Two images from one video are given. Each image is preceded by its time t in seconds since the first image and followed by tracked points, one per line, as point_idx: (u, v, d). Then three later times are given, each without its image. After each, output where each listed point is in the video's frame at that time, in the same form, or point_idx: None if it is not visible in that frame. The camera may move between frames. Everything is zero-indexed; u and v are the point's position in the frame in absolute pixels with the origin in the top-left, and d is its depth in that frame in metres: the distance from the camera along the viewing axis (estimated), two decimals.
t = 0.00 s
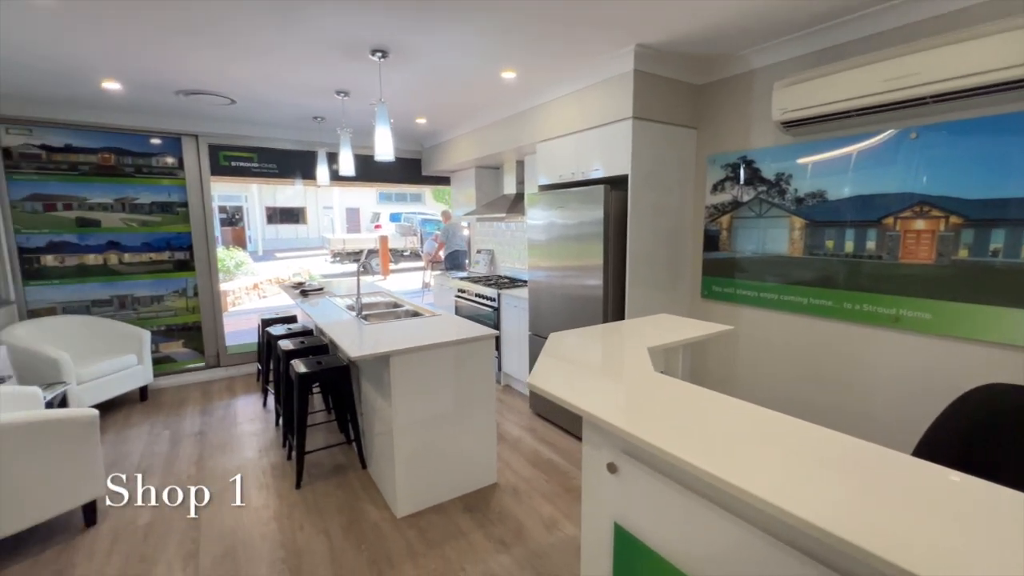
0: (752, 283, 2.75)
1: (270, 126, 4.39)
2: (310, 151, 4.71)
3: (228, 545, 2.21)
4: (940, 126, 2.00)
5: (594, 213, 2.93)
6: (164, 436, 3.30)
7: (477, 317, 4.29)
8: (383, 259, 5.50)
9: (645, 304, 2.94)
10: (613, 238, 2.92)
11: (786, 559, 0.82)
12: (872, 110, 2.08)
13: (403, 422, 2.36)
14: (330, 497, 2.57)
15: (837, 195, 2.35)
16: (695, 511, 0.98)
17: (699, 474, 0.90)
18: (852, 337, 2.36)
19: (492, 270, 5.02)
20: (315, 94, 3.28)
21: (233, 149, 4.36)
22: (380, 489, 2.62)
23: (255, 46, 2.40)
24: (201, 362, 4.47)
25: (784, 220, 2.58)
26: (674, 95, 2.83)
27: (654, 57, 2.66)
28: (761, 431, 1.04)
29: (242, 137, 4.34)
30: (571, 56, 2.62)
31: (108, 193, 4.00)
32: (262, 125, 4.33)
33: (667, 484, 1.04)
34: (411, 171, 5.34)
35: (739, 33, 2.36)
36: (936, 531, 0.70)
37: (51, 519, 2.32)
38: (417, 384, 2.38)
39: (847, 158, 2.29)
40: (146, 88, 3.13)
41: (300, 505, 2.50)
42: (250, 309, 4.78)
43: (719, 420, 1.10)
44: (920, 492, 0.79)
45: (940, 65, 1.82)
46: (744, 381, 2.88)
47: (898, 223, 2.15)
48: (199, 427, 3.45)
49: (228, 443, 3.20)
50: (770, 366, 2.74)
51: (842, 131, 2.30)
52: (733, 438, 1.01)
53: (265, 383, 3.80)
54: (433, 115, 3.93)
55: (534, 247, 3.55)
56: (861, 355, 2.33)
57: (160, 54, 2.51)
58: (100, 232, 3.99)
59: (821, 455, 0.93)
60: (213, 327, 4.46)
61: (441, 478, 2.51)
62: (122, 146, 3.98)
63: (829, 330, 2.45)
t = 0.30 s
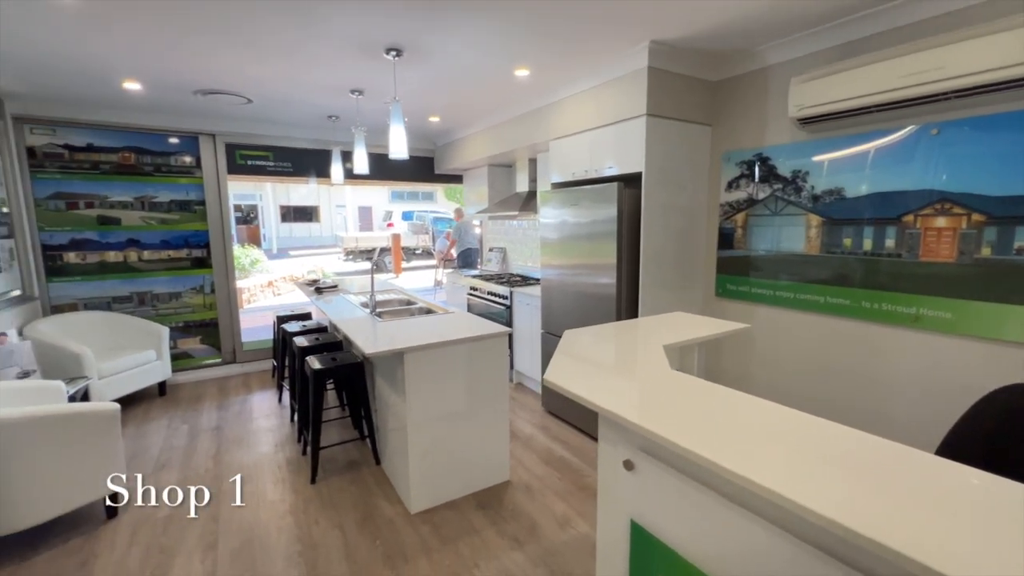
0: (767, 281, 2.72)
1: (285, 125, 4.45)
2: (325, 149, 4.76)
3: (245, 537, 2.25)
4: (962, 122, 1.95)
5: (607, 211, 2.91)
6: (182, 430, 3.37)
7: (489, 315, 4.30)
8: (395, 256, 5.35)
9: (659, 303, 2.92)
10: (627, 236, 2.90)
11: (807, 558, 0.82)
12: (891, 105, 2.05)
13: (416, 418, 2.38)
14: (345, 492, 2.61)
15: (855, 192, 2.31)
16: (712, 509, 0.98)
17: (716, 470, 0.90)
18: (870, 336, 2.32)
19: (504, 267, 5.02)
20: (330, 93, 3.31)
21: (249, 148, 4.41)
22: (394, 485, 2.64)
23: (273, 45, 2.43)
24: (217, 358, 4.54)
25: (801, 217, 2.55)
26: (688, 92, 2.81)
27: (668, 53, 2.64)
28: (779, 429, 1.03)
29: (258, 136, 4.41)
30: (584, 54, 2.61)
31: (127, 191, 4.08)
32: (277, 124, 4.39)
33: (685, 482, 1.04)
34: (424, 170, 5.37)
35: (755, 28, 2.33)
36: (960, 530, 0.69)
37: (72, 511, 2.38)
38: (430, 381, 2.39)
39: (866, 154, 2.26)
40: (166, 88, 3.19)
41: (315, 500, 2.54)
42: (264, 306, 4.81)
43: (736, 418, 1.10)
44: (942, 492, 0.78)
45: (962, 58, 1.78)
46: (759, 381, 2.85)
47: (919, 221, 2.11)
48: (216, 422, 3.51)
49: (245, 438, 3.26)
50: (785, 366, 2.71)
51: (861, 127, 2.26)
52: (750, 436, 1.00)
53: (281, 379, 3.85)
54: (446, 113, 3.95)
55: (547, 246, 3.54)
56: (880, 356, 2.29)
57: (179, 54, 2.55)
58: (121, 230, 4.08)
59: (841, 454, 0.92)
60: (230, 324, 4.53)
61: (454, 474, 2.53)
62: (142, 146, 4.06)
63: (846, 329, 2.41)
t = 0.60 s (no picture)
0: (783, 280, 2.69)
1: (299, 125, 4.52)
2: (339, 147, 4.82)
3: (262, 530, 2.29)
4: (988, 118, 1.90)
5: (619, 209, 2.90)
6: (200, 424, 3.44)
7: (501, 312, 4.31)
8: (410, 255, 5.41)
9: (672, 302, 2.91)
10: (640, 234, 2.89)
11: (830, 560, 0.81)
12: (913, 101, 2.01)
13: (430, 415, 2.40)
14: (359, 487, 2.64)
15: (875, 189, 2.27)
16: (732, 508, 0.98)
17: (736, 468, 0.91)
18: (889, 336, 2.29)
19: (515, 266, 5.03)
20: (344, 92, 3.34)
21: (265, 147, 4.48)
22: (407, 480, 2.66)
23: (289, 45, 2.45)
24: (234, 354, 4.62)
25: (818, 215, 2.51)
26: (703, 88, 2.78)
27: (683, 50, 2.62)
28: (798, 430, 1.02)
29: (274, 135, 4.47)
30: (599, 51, 2.60)
31: (148, 190, 4.16)
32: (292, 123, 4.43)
33: (703, 481, 1.05)
34: (436, 168, 5.39)
35: (773, 24, 2.30)
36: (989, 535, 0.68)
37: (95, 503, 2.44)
38: (443, 378, 2.41)
39: (886, 151, 2.21)
40: (185, 88, 3.25)
41: (330, 494, 2.58)
42: (280, 302, 4.95)
43: (754, 418, 1.09)
44: (969, 497, 0.77)
45: (989, 52, 1.73)
46: (774, 381, 2.83)
47: (942, 219, 2.06)
48: (233, 417, 3.57)
49: (261, 433, 3.31)
50: (801, 366, 2.68)
51: (881, 123, 2.22)
52: (769, 435, 1.00)
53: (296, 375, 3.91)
54: (458, 111, 3.96)
55: (558, 244, 3.54)
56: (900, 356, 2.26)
57: (199, 54, 2.60)
58: (141, 228, 4.17)
59: (863, 455, 0.91)
60: (246, 320, 4.61)
61: (468, 471, 2.55)
62: (161, 145, 4.14)
63: (864, 329, 2.37)
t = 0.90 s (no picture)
0: (801, 279, 2.64)
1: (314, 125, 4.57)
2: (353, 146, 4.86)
3: (278, 523, 2.32)
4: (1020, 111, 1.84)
5: (634, 207, 2.87)
6: (218, 418, 3.50)
7: (513, 310, 4.30)
8: (422, 253, 5.64)
9: (687, 300, 2.88)
10: (654, 231, 2.86)
11: (857, 562, 0.80)
12: (939, 95, 1.95)
13: (443, 411, 2.41)
14: (373, 482, 2.67)
15: (899, 186, 2.21)
16: (754, 508, 0.97)
17: (755, 465, 0.90)
18: (912, 336, 2.23)
19: (527, 263, 5.02)
20: (359, 91, 3.36)
21: (280, 146, 4.53)
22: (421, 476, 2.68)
23: (304, 42, 2.46)
24: (250, 350, 4.69)
25: (839, 212, 2.46)
26: (720, 84, 2.74)
27: (700, 45, 2.58)
28: (823, 429, 1.00)
29: (290, 134, 4.52)
30: (614, 47, 2.58)
31: (167, 189, 4.23)
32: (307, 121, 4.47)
33: (722, 479, 1.04)
34: (449, 166, 5.40)
35: (792, 17, 2.26)
36: None
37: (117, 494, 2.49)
38: (457, 375, 2.42)
39: (911, 146, 2.16)
40: (205, 88, 3.30)
41: (344, 489, 2.61)
42: (295, 299, 5.15)
43: (776, 416, 1.07)
44: (1005, 501, 0.74)
45: (1020, 43, 1.68)
46: (791, 380, 2.79)
47: (969, 216, 2.00)
48: (250, 411, 3.63)
49: (277, 427, 3.36)
50: (819, 367, 2.64)
51: (906, 118, 2.17)
52: (793, 435, 0.98)
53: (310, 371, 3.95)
54: (472, 109, 3.96)
55: (571, 242, 3.52)
56: (922, 357, 2.21)
57: (218, 54, 2.63)
58: (161, 225, 4.25)
59: (890, 455, 0.89)
60: (262, 317, 4.67)
61: (481, 468, 2.56)
62: (181, 144, 4.21)
63: (886, 329, 2.32)
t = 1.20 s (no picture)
0: (822, 277, 2.59)
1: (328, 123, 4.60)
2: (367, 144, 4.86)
3: (293, 516, 2.35)
4: None
5: (649, 204, 2.84)
6: (235, 412, 3.55)
7: (525, 308, 4.28)
8: (433, 250, 5.70)
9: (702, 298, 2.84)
10: (670, 229, 2.82)
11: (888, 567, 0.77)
12: (970, 87, 1.89)
13: (457, 408, 2.41)
14: (386, 478, 2.68)
15: (926, 182, 2.15)
16: (777, 510, 0.94)
17: (781, 466, 0.88)
18: (938, 337, 2.17)
19: (539, 262, 5.00)
20: (373, 89, 3.37)
21: (294, 144, 4.57)
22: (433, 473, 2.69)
23: (319, 40, 2.46)
24: (266, 346, 4.75)
25: (862, 210, 2.40)
26: (739, 78, 2.70)
27: (719, 39, 2.54)
28: (853, 431, 0.97)
29: (305, 132, 4.56)
30: (631, 42, 2.55)
31: (185, 187, 4.30)
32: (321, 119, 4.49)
33: (740, 479, 1.02)
34: (462, 163, 5.40)
35: (815, 9, 2.20)
36: None
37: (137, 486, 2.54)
38: (471, 371, 2.42)
39: (939, 140, 2.09)
40: (223, 87, 3.34)
41: (358, 484, 2.62)
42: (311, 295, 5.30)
43: (802, 417, 1.04)
44: None
45: None
46: (809, 380, 2.74)
47: (1001, 213, 1.94)
48: (265, 406, 3.68)
49: (291, 422, 3.40)
50: (838, 366, 2.59)
51: (935, 111, 2.10)
52: (820, 436, 0.95)
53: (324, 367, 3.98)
54: (485, 107, 3.95)
55: (584, 239, 3.50)
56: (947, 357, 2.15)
57: (234, 54, 2.65)
58: (179, 223, 4.31)
59: (925, 458, 0.86)
60: (277, 313, 4.72)
61: (493, 465, 2.56)
62: (198, 143, 4.27)
63: (910, 329, 2.27)
